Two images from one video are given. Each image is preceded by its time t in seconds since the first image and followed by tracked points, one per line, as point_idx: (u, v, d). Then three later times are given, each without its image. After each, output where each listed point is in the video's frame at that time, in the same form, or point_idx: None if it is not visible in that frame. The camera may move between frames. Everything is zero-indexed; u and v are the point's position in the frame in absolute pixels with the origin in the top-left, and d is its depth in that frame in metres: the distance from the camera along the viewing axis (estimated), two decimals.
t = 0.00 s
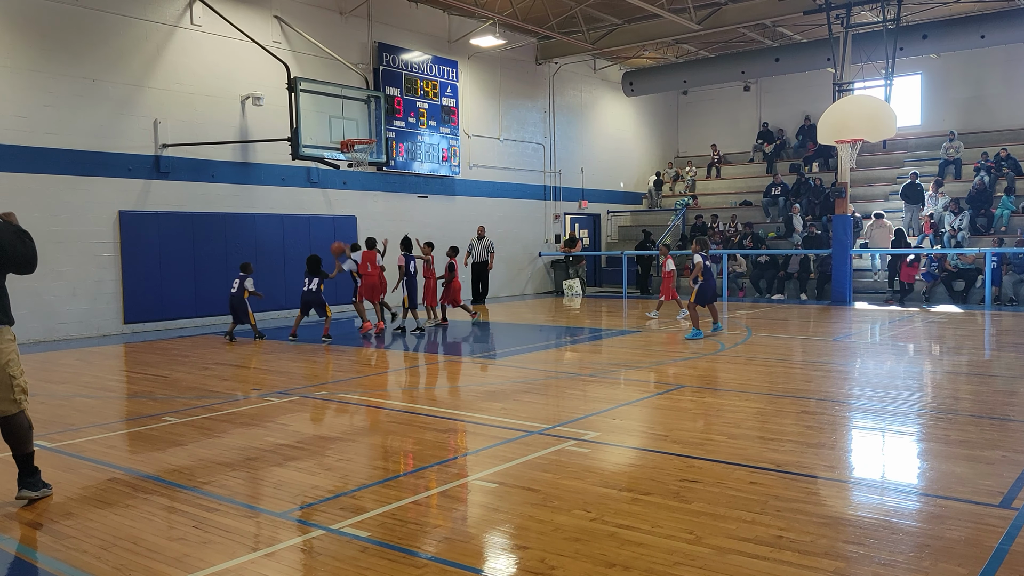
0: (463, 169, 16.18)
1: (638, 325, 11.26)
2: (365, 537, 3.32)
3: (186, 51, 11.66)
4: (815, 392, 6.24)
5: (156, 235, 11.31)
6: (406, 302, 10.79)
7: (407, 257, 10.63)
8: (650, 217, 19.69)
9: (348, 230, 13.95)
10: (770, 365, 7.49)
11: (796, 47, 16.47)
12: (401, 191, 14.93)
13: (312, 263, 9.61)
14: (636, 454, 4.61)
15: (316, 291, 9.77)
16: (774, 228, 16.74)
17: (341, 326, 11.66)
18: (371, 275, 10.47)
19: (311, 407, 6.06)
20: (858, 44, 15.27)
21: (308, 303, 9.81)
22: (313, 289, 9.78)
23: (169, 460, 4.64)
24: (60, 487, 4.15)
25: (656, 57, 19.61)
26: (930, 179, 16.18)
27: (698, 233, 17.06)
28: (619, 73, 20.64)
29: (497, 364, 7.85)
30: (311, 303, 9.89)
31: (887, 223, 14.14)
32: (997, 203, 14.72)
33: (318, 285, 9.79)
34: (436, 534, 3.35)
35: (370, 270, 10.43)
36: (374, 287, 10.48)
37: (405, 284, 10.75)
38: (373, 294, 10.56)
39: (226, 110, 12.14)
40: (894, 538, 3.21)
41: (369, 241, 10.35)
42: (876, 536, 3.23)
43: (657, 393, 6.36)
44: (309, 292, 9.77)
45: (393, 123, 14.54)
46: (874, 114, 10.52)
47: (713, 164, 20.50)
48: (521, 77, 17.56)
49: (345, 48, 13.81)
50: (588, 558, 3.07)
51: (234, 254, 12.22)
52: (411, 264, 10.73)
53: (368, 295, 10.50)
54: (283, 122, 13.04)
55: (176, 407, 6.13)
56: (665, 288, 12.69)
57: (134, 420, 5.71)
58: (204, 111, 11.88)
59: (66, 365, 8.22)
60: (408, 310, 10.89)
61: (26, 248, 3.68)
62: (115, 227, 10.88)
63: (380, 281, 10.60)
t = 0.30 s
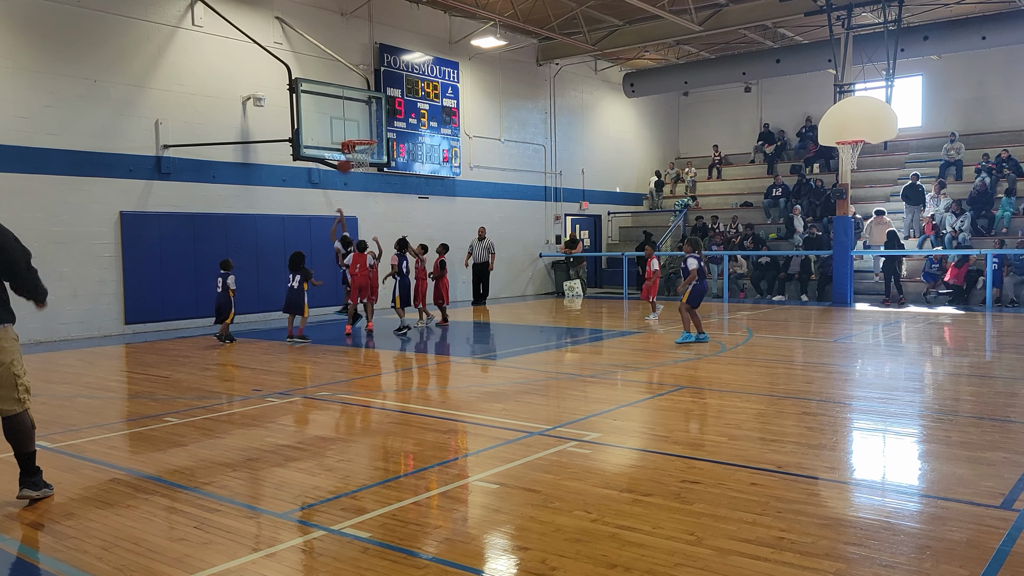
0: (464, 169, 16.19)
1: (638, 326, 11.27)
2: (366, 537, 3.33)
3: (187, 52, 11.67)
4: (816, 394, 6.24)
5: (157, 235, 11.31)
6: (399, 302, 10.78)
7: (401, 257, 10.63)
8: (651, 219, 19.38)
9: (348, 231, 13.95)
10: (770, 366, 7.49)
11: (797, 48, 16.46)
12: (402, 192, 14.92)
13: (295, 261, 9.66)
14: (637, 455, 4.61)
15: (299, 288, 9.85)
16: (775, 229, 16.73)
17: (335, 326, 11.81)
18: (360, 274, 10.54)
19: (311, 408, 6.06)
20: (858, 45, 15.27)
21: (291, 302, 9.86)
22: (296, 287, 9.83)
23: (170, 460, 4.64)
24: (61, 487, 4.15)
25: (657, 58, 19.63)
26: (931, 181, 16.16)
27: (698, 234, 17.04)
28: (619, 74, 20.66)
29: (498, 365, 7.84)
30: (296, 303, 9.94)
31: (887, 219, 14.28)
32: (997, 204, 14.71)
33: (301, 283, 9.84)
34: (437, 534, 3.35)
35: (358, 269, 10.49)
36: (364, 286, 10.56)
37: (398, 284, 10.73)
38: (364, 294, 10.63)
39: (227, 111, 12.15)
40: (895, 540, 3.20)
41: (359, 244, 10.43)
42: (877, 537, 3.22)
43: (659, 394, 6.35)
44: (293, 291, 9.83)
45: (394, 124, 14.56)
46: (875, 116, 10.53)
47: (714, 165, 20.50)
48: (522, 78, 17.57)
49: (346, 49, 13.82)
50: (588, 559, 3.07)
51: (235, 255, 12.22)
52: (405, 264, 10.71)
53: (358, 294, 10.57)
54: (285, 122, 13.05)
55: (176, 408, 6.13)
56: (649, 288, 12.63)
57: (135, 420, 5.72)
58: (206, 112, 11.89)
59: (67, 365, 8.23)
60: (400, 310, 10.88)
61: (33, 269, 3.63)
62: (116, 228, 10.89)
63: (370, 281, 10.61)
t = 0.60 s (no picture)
0: (465, 170, 16.20)
1: (640, 326, 11.25)
2: (368, 538, 3.33)
3: (189, 53, 11.68)
4: (817, 395, 6.23)
5: (159, 236, 11.32)
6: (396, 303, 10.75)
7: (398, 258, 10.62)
8: (653, 220, 19.56)
9: (350, 232, 13.95)
10: (772, 367, 7.49)
11: (799, 49, 16.47)
12: (404, 193, 14.92)
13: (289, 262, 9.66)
14: (638, 456, 4.60)
15: (292, 289, 9.83)
16: (777, 230, 16.74)
17: (335, 326, 11.98)
18: (361, 277, 10.53)
19: (312, 408, 6.07)
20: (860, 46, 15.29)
21: (285, 303, 9.86)
22: (289, 287, 9.83)
23: (171, 461, 4.64)
24: (63, 487, 4.16)
25: (659, 58, 19.63)
26: (933, 181, 16.15)
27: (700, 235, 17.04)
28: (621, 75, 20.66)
29: (499, 366, 7.83)
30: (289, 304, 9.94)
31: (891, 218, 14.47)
32: (999, 206, 14.69)
33: (294, 284, 9.83)
34: (438, 535, 3.35)
35: (359, 273, 10.47)
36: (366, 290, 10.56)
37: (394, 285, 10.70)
38: (365, 296, 10.65)
39: (229, 112, 12.17)
40: (897, 541, 3.20)
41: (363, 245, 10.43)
42: (878, 539, 3.22)
43: (660, 395, 6.35)
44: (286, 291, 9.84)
45: (396, 125, 14.58)
46: (877, 117, 10.50)
47: (716, 166, 20.49)
48: (524, 79, 17.58)
49: (348, 50, 13.82)
50: (591, 560, 3.07)
51: (236, 255, 12.24)
52: (400, 265, 10.67)
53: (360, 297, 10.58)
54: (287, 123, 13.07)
55: (178, 408, 6.13)
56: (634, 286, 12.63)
57: (137, 420, 5.72)
58: (208, 112, 11.91)
59: (69, 365, 8.25)
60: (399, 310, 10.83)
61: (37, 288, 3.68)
62: (118, 229, 10.90)
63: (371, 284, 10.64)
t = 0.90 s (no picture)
0: (466, 171, 16.21)
1: (642, 327, 11.23)
2: (369, 538, 3.32)
3: (191, 53, 11.68)
4: (819, 396, 6.22)
5: (160, 236, 11.32)
6: (396, 304, 10.79)
7: (399, 258, 10.60)
8: (654, 220, 19.88)
9: (351, 233, 13.95)
10: (773, 368, 7.48)
11: (800, 50, 16.48)
12: (405, 193, 14.92)
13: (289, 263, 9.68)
14: (640, 457, 4.60)
15: (293, 289, 9.86)
16: (778, 231, 16.75)
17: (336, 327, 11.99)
18: (361, 278, 10.53)
19: (313, 409, 6.07)
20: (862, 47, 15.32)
21: (287, 304, 9.86)
22: (290, 288, 9.86)
23: (172, 461, 4.64)
24: (64, 487, 4.16)
25: (660, 59, 19.63)
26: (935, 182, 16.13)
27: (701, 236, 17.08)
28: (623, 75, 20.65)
29: (500, 367, 7.83)
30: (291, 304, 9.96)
31: (895, 211, 14.54)
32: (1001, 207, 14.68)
33: (295, 284, 9.85)
34: (438, 536, 3.35)
35: (359, 274, 10.49)
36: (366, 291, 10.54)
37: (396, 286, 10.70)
38: (365, 297, 10.63)
39: (230, 112, 12.17)
40: (898, 542, 3.19)
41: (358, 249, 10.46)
42: (880, 540, 3.22)
43: (662, 395, 6.35)
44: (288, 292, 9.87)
45: (398, 126, 14.59)
46: (879, 117, 10.48)
47: (717, 167, 20.48)
48: (526, 80, 17.58)
49: (350, 50, 13.83)
50: (592, 561, 3.06)
51: (238, 256, 12.24)
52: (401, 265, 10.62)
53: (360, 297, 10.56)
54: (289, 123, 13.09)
55: (179, 408, 6.13)
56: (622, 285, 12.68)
57: (138, 420, 5.73)
58: (210, 113, 11.92)
59: (70, 366, 8.25)
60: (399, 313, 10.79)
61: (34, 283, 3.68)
62: (120, 229, 10.91)
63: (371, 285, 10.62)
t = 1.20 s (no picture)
0: (467, 171, 16.21)
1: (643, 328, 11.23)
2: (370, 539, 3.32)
3: (192, 53, 11.69)
4: (820, 397, 6.22)
5: (161, 235, 11.32)
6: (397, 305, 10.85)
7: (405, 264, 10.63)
8: (654, 221, 19.93)
9: (352, 233, 13.95)
10: (774, 368, 7.47)
11: (802, 51, 16.48)
12: (406, 193, 14.92)
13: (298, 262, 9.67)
14: (640, 457, 4.60)
15: (303, 289, 9.82)
16: (779, 232, 16.75)
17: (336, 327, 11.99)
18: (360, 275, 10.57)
19: (314, 409, 6.07)
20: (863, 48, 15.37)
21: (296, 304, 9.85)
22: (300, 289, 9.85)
23: (173, 461, 4.64)
24: (64, 487, 4.16)
25: (661, 59, 19.63)
26: (936, 183, 16.13)
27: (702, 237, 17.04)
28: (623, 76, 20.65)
29: (500, 367, 7.83)
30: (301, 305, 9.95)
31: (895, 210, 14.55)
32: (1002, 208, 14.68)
33: (305, 284, 9.83)
34: (439, 536, 3.35)
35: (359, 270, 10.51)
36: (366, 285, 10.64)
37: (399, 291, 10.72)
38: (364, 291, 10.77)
39: (231, 113, 12.18)
40: (899, 544, 3.19)
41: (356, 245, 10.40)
42: (881, 541, 3.21)
43: (662, 396, 6.35)
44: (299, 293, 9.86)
45: (398, 126, 14.61)
46: (879, 117, 10.48)
47: (718, 167, 20.47)
48: (527, 80, 17.59)
49: (351, 50, 13.83)
50: (593, 561, 3.06)
51: (238, 255, 12.24)
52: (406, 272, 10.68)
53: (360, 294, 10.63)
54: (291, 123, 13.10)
55: (179, 409, 6.12)
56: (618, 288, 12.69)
57: (138, 420, 5.73)
58: (211, 113, 11.92)
59: (71, 365, 8.24)
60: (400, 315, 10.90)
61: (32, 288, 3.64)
62: (120, 228, 10.91)
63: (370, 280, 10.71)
